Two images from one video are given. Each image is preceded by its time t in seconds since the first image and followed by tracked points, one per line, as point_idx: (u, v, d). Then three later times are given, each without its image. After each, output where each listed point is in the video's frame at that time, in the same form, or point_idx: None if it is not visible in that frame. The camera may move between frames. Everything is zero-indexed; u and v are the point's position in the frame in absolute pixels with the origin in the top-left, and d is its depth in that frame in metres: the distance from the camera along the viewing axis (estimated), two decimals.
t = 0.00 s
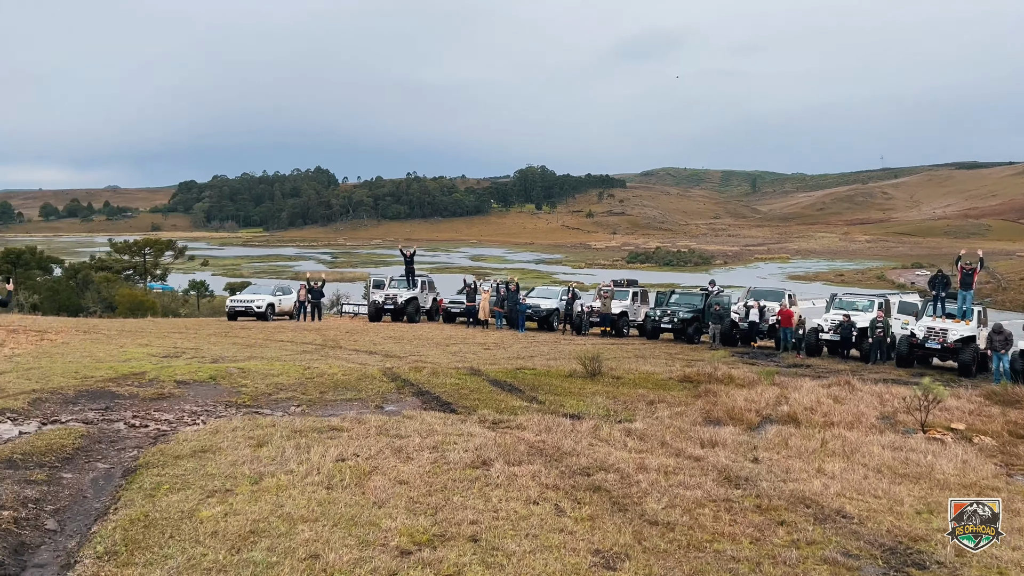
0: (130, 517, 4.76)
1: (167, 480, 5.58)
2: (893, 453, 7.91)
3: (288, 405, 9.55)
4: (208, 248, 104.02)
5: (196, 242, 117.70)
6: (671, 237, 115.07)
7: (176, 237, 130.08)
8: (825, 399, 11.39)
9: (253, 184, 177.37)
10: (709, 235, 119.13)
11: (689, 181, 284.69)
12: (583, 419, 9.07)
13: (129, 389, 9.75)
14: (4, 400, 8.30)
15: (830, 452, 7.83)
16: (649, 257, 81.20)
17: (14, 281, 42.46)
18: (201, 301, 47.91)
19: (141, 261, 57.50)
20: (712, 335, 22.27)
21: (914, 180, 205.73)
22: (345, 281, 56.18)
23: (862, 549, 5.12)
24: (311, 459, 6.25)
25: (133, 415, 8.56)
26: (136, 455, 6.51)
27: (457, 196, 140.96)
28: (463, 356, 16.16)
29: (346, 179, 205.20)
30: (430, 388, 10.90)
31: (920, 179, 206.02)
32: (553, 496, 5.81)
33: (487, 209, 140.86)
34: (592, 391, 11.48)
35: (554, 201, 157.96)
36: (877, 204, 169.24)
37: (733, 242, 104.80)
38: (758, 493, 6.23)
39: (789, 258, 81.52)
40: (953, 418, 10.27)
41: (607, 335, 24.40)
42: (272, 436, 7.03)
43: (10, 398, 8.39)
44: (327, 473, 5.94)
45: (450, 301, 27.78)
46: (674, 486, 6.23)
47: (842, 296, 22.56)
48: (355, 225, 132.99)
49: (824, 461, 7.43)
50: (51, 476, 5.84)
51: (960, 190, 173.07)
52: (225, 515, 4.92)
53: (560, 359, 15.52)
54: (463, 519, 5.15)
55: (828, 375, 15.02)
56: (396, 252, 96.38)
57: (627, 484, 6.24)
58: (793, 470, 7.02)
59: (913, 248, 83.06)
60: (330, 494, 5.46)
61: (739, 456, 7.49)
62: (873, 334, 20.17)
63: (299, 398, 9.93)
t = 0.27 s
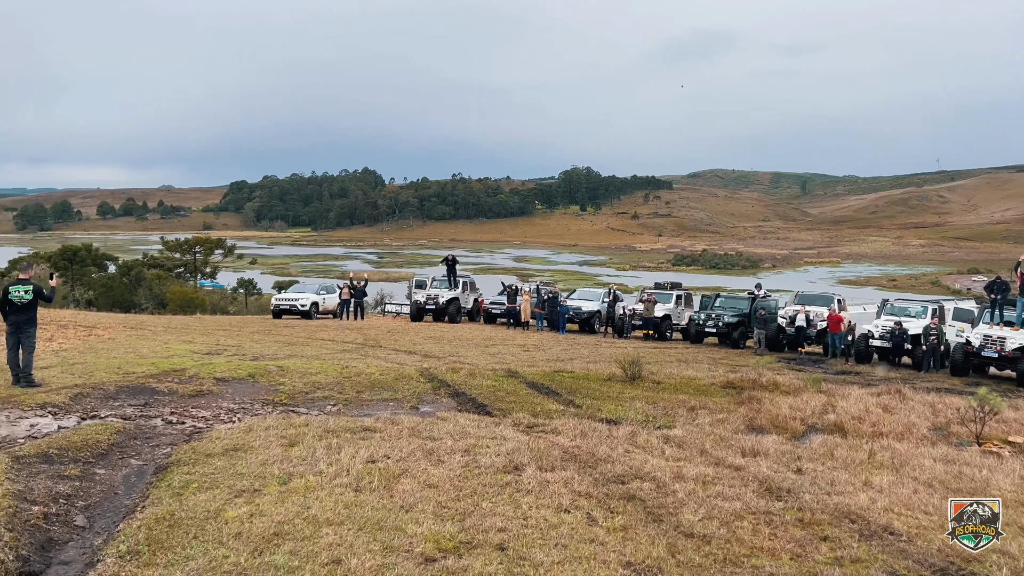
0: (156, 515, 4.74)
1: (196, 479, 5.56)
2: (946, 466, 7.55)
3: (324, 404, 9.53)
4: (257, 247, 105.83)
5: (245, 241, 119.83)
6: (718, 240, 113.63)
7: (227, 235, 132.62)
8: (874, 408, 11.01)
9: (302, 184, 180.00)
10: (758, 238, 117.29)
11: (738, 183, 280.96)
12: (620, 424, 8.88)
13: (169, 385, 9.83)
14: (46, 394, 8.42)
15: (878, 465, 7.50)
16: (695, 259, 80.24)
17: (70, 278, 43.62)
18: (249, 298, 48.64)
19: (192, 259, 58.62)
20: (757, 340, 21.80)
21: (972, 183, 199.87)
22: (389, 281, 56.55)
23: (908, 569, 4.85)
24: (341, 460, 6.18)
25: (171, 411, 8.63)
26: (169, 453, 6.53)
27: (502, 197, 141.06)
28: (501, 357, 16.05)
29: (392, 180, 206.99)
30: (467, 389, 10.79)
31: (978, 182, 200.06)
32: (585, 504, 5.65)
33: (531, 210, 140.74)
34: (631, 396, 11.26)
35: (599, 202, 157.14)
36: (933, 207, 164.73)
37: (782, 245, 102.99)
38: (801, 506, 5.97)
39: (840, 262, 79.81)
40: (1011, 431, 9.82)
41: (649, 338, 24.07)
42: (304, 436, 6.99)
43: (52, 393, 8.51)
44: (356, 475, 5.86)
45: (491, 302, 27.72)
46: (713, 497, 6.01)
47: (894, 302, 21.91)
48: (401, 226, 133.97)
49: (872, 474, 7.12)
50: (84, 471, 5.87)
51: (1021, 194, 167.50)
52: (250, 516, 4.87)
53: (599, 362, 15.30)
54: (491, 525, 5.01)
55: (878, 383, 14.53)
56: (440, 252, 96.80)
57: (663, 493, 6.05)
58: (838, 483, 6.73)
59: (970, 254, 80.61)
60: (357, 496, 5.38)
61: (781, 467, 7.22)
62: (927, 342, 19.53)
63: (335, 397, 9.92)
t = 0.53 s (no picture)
0: (155, 515, 4.64)
1: (200, 477, 5.46)
2: (976, 471, 7.27)
3: (338, 402, 9.42)
4: (281, 246, 106.54)
5: (269, 241, 120.65)
6: (742, 241, 112.68)
7: (251, 235, 133.60)
8: (901, 410, 10.71)
9: (326, 184, 181.02)
10: (782, 238, 116.15)
11: (762, 182, 278.52)
12: (637, 426, 8.68)
13: (183, 383, 9.78)
14: (58, 390, 8.39)
15: (904, 469, 7.24)
16: (719, 260, 79.54)
17: (96, 276, 44.10)
18: (271, 297, 48.90)
19: (216, 258, 59.02)
20: (780, 340, 21.47)
21: (1002, 183, 196.53)
22: (411, 280, 56.59)
23: None
24: (349, 459, 6.05)
25: (183, 408, 8.57)
26: (176, 450, 6.45)
27: (525, 197, 140.86)
28: (519, 357, 15.89)
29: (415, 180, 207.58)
30: (482, 388, 10.64)
31: (1009, 182, 196.66)
32: (598, 507, 5.46)
33: (554, 210, 140.44)
34: (650, 397, 11.05)
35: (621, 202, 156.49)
36: (961, 207, 162.24)
37: (807, 245, 101.87)
38: (823, 511, 5.74)
39: (866, 263, 78.73)
40: None
41: (671, 338, 23.80)
42: (314, 434, 6.87)
43: (64, 389, 8.48)
44: (362, 474, 5.72)
45: (511, 301, 27.57)
46: (731, 501, 5.80)
47: (921, 302, 21.47)
48: (424, 225, 134.21)
49: (898, 478, 6.87)
50: (89, 469, 5.80)
51: None
52: (252, 516, 4.76)
53: (619, 362, 15.09)
54: (499, 528, 4.84)
55: (905, 385, 14.19)
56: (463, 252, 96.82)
57: (679, 496, 5.85)
58: (863, 487, 6.48)
59: (1000, 254, 79.17)
60: (363, 497, 5.24)
61: (803, 470, 6.99)
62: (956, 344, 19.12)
63: (349, 395, 9.81)
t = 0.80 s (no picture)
0: (132, 524, 4.49)
1: (184, 484, 5.31)
2: (982, 474, 7.09)
3: (332, 404, 9.27)
4: (284, 246, 106.57)
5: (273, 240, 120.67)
6: (746, 239, 112.37)
7: (255, 235, 133.68)
8: (905, 411, 10.53)
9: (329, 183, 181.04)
10: (786, 236, 115.82)
11: (766, 181, 277.95)
12: (636, 427, 8.52)
13: (175, 384, 9.64)
14: (47, 393, 8.25)
15: (909, 471, 7.06)
16: (722, 258, 79.30)
17: (98, 276, 44.08)
18: (274, 297, 48.82)
19: (218, 258, 58.97)
20: (783, 339, 21.30)
21: (1007, 181, 195.78)
22: (414, 279, 56.47)
23: None
24: (339, 464, 5.91)
25: (174, 411, 8.41)
26: (163, 454, 6.30)
27: (528, 196, 140.68)
28: (519, 357, 15.74)
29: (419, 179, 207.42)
30: (480, 389, 10.48)
31: (1014, 179, 195.90)
32: (593, 513, 5.30)
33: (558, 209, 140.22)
34: (649, 397, 10.89)
35: (625, 201, 156.23)
36: (966, 205, 161.69)
37: (811, 244, 101.53)
38: (825, 517, 5.56)
39: (870, 261, 78.37)
40: None
41: (673, 337, 23.64)
42: (304, 438, 6.73)
43: (53, 391, 8.34)
44: (351, 480, 5.57)
45: (513, 300, 27.42)
46: (730, 506, 5.63)
47: (926, 300, 21.27)
48: (427, 225, 134.12)
49: (903, 481, 6.69)
50: (71, 474, 5.66)
51: None
52: (235, 524, 4.61)
53: (620, 361, 14.92)
54: (489, 537, 4.68)
55: (910, 385, 14.01)
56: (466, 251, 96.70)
57: (676, 502, 5.68)
58: (866, 491, 6.31)
59: (1006, 252, 78.76)
60: (349, 504, 5.09)
61: (806, 473, 6.81)
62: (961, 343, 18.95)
63: (344, 397, 9.65)
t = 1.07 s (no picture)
0: (97, 534, 4.34)
1: (154, 490, 5.16)
2: (972, 473, 7.00)
3: (315, 406, 9.11)
4: (275, 247, 106.19)
5: (263, 241, 120.22)
6: (737, 237, 112.65)
7: (245, 236, 133.20)
8: (895, 409, 10.45)
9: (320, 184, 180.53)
10: (777, 234, 116.13)
11: (757, 179, 278.83)
12: (623, 428, 8.41)
13: (154, 388, 9.46)
14: (21, 397, 8.07)
15: (898, 471, 6.96)
16: (714, 257, 79.43)
17: (86, 279, 43.73)
18: (264, 298, 48.55)
19: (208, 259, 58.63)
20: (772, 337, 21.26)
21: (995, 178, 196.93)
22: (404, 280, 56.27)
23: None
24: (316, 469, 5.76)
25: (152, 414, 8.25)
26: (135, 460, 6.15)
27: (520, 195, 140.59)
28: (508, 357, 15.62)
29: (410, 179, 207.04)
30: (465, 389, 10.35)
31: (1002, 177, 197.09)
32: (575, 517, 5.17)
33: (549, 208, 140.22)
34: (637, 397, 10.78)
35: (617, 200, 156.28)
36: (956, 203, 162.44)
37: (802, 242, 101.78)
38: (812, 519, 5.45)
39: (861, 259, 78.65)
40: None
41: (664, 336, 23.56)
42: (282, 441, 6.58)
43: (27, 396, 8.16)
44: (327, 485, 5.43)
45: (502, 300, 27.29)
46: (716, 509, 5.51)
47: (915, 298, 21.25)
48: (419, 225, 133.85)
49: (892, 481, 6.59)
50: (39, 481, 5.50)
51: None
52: (204, 532, 4.47)
53: (609, 360, 14.82)
54: (467, 543, 4.55)
55: (899, 383, 13.95)
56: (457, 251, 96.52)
57: (661, 504, 5.56)
58: (854, 491, 6.20)
59: (995, 249, 79.13)
60: (325, 510, 4.95)
61: (794, 474, 6.70)
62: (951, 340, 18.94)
63: (327, 399, 9.50)
